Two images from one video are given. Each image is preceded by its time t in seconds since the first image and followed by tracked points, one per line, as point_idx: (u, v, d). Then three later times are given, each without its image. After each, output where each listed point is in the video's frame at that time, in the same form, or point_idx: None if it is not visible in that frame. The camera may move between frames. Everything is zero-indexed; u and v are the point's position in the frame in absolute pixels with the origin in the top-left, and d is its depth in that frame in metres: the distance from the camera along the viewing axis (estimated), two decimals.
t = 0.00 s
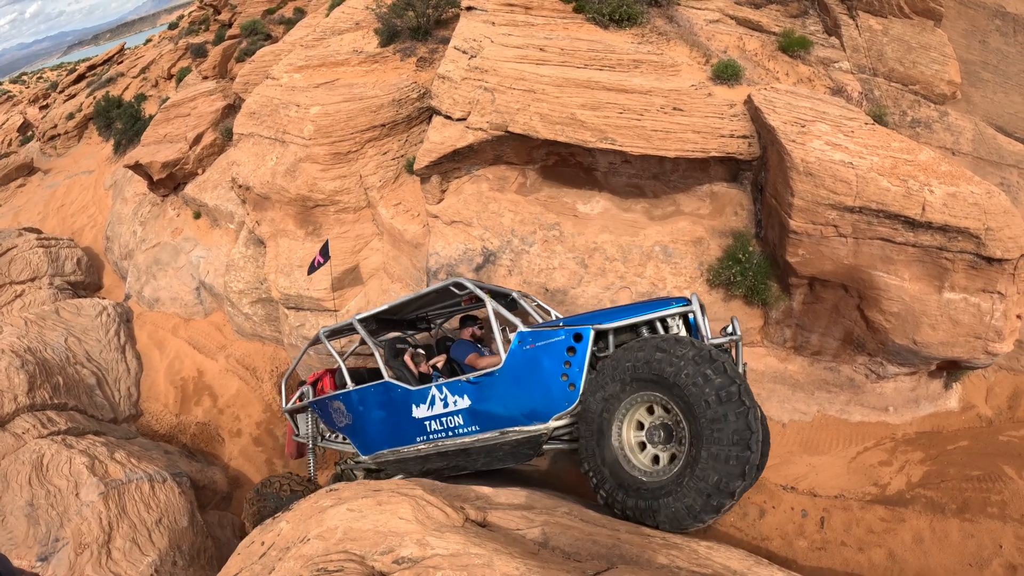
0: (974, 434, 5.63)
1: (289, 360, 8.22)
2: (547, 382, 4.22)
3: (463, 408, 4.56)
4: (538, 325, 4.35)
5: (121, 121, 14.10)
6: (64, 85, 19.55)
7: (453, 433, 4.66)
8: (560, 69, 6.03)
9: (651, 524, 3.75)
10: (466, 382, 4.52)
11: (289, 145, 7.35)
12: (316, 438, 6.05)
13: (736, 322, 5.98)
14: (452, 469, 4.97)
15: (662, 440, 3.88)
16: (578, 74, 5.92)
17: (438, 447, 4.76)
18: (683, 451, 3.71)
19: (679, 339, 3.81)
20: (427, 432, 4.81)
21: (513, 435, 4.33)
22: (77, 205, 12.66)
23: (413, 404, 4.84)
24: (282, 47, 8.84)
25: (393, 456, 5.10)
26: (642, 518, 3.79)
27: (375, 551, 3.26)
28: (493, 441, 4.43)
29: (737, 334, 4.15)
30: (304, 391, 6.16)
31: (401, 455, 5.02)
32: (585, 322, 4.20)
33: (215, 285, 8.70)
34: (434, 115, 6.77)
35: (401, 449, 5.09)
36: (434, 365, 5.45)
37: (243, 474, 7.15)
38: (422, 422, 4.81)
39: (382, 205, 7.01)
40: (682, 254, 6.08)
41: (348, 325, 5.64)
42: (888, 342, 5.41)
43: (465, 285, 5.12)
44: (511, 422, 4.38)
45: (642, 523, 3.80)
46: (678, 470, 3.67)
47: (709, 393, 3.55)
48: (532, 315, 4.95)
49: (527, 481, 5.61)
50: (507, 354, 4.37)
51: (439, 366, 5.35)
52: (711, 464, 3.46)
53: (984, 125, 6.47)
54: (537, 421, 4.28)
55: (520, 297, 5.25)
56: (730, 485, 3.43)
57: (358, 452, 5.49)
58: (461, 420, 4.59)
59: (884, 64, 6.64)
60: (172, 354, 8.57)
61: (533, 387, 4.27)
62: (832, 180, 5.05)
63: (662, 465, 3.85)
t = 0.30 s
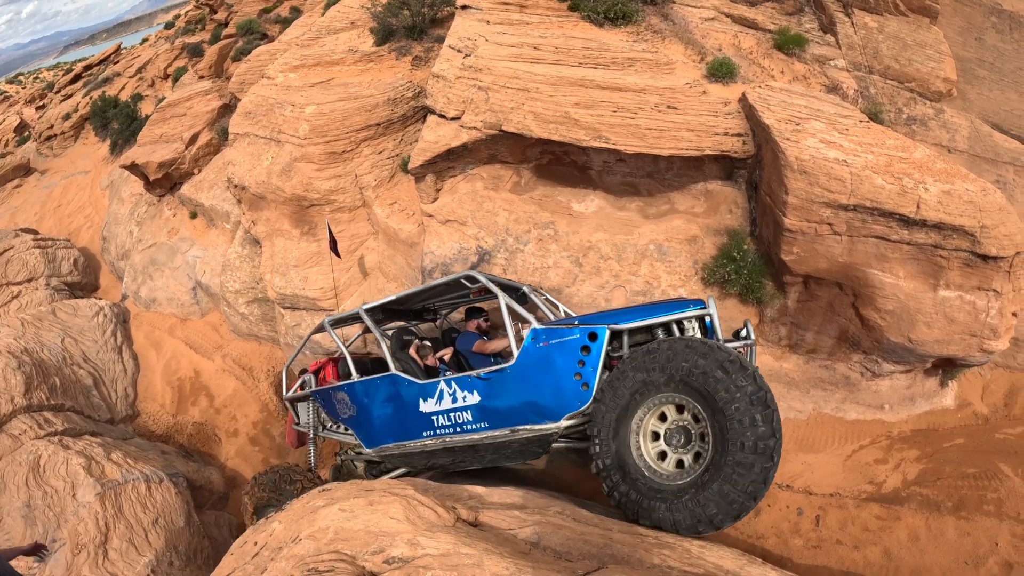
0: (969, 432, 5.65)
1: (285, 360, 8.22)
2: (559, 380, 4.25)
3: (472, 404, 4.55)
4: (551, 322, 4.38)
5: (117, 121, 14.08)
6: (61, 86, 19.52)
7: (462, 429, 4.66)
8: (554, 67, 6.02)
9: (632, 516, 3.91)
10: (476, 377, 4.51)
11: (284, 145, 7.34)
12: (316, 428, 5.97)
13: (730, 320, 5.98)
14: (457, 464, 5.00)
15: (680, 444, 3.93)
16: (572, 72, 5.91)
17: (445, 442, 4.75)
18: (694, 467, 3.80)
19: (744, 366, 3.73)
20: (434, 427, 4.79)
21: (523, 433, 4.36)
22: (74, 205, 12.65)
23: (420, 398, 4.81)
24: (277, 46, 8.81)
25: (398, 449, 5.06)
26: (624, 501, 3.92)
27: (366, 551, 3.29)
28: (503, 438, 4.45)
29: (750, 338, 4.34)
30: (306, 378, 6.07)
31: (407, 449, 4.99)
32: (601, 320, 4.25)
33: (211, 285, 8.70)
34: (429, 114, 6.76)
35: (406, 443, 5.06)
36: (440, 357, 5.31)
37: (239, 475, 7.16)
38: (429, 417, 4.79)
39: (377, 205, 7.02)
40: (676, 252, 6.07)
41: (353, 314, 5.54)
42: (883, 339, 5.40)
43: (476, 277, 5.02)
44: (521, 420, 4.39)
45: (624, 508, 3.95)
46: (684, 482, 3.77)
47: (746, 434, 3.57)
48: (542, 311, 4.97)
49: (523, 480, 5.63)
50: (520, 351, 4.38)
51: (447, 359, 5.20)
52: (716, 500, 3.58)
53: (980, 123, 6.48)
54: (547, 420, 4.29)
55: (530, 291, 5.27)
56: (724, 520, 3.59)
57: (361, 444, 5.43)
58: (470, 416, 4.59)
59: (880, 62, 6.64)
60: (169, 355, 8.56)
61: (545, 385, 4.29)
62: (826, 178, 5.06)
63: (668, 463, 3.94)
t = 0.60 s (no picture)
0: (957, 422, 5.72)
1: (274, 354, 8.20)
2: (566, 371, 4.27)
3: (477, 395, 4.54)
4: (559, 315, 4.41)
5: (105, 117, 14.00)
6: (48, 81, 19.36)
7: (465, 420, 4.64)
8: (540, 60, 6.00)
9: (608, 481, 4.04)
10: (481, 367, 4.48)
11: (272, 139, 7.31)
12: (313, 415, 5.85)
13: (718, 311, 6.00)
14: (458, 454, 4.99)
15: (686, 440, 3.96)
16: (558, 65, 5.90)
17: (447, 433, 4.73)
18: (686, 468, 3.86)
19: (783, 413, 3.65)
20: (436, 418, 4.75)
21: (529, 425, 4.37)
22: (63, 202, 12.58)
23: (423, 388, 4.78)
24: (265, 40, 8.75)
25: (398, 440, 5.01)
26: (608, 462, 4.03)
27: (349, 543, 3.30)
28: (508, 430, 4.45)
29: (756, 335, 4.44)
30: (302, 364, 5.99)
31: (407, 440, 4.94)
32: (610, 314, 4.29)
33: (200, 281, 8.67)
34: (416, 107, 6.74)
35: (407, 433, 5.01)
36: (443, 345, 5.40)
37: (230, 470, 7.15)
38: (431, 407, 4.76)
39: (365, 198, 7.01)
40: (663, 244, 6.07)
41: (353, 301, 5.43)
42: (870, 330, 5.46)
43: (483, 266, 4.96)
44: (526, 411, 4.40)
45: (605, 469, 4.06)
46: (674, 477, 3.85)
47: (744, 472, 3.58)
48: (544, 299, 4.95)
49: (512, 472, 5.69)
50: (527, 343, 4.39)
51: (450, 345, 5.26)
52: (689, 513, 3.73)
53: (968, 115, 6.53)
54: (553, 412, 4.30)
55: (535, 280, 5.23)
56: (687, 525, 3.75)
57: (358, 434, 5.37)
58: (473, 407, 4.58)
59: (868, 54, 6.65)
60: (158, 351, 8.53)
61: (552, 377, 4.30)
62: (812, 169, 5.07)
63: (666, 448, 4.01)
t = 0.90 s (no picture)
0: (942, 409, 5.77)
1: (261, 353, 8.17)
2: (567, 369, 4.25)
3: (475, 394, 4.51)
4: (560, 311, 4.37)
5: (89, 118, 13.88)
6: (30, 82, 19.16)
7: (464, 420, 4.62)
8: (522, 54, 5.98)
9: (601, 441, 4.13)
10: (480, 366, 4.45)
11: (255, 138, 7.26)
12: (303, 417, 5.79)
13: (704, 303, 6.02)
14: (456, 454, 4.99)
15: (693, 437, 3.97)
16: (539, 59, 5.88)
17: (445, 433, 4.71)
18: (678, 462, 3.93)
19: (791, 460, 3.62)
20: (434, 418, 4.72)
21: (530, 424, 4.37)
22: (47, 204, 12.47)
23: (419, 387, 4.74)
24: (247, 37, 8.68)
25: (395, 441, 4.99)
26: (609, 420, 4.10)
27: (332, 540, 3.32)
28: (508, 429, 4.45)
29: (755, 329, 4.48)
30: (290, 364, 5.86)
31: (404, 441, 4.92)
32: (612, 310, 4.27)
33: (185, 281, 8.61)
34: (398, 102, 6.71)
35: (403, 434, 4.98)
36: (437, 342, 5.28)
37: (218, 470, 7.12)
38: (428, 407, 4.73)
39: (348, 195, 6.98)
40: (646, 236, 6.08)
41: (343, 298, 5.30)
42: (854, 319, 5.49)
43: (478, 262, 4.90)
44: (526, 410, 4.38)
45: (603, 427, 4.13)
46: (665, 464, 3.92)
47: (727, 496, 3.66)
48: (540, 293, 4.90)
49: (499, 466, 5.71)
50: (527, 340, 4.35)
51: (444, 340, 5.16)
52: (658, 505, 3.87)
53: (951, 105, 6.57)
54: (555, 411, 4.29)
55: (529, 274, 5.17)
56: (654, 512, 3.90)
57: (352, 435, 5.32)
58: (472, 407, 4.55)
59: (850, 45, 6.67)
60: (145, 352, 8.47)
61: (553, 375, 4.27)
62: (794, 160, 5.08)
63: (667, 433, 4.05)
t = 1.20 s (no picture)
0: (931, 399, 5.82)
1: (250, 355, 8.12)
2: (575, 367, 4.27)
3: (481, 391, 4.50)
4: (568, 308, 4.40)
5: (72, 121, 13.75)
6: (12, 87, 18.96)
7: (469, 418, 4.59)
8: (506, 51, 5.96)
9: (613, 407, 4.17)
10: (486, 363, 4.44)
11: (239, 139, 7.20)
12: (297, 414, 5.66)
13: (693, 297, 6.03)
14: (457, 452, 4.95)
15: (704, 436, 4.03)
16: (524, 55, 5.87)
17: (449, 431, 4.68)
18: (678, 455, 4.02)
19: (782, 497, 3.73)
20: (438, 416, 4.69)
21: (537, 422, 4.36)
22: (31, 209, 12.33)
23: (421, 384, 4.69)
24: (230, 37, 8.61)
25: (395, 440, 4.93)
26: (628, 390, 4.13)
27: (327, 543, 3.30)
28: (514, 427, 4.43)
29: (762, 327, 4.49)
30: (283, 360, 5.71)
31: (405, 440, 4.87)
32: (621, 307, 4.28)
33: (173, 284, 8.54)
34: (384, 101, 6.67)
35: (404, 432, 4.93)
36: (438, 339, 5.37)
37: (210, 474, 7.07)
38: (430, 404, 4.69)
39: (335, 195, 6.93)
40: (634, 231, 6.08)
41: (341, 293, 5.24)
42: (843, 311, 5.51)
43: (483, 257, 4.83)
44: (532, 408, 4.39)
45: (619, 394, 4.16)
46: (666, 449, 4.02)
47: (711, 507, 3.83)
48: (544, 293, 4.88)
49: (491, 464, 5.70)
50: (534, 337, 4.35)
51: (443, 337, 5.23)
52: (644, 490, 4.01)
53: (935, 96, 6.61)
54: (563, 408, 4.29)
55: (531, 270, 5.09)
56: (639, 491, 4.04)
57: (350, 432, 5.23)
58: (477, 404, 4.53)
59: (835, 38, 6.69)
60: (134, 357, 8.40)
61: (560, 372, 4.28)
62: (780, 153, 5.09)
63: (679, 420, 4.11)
